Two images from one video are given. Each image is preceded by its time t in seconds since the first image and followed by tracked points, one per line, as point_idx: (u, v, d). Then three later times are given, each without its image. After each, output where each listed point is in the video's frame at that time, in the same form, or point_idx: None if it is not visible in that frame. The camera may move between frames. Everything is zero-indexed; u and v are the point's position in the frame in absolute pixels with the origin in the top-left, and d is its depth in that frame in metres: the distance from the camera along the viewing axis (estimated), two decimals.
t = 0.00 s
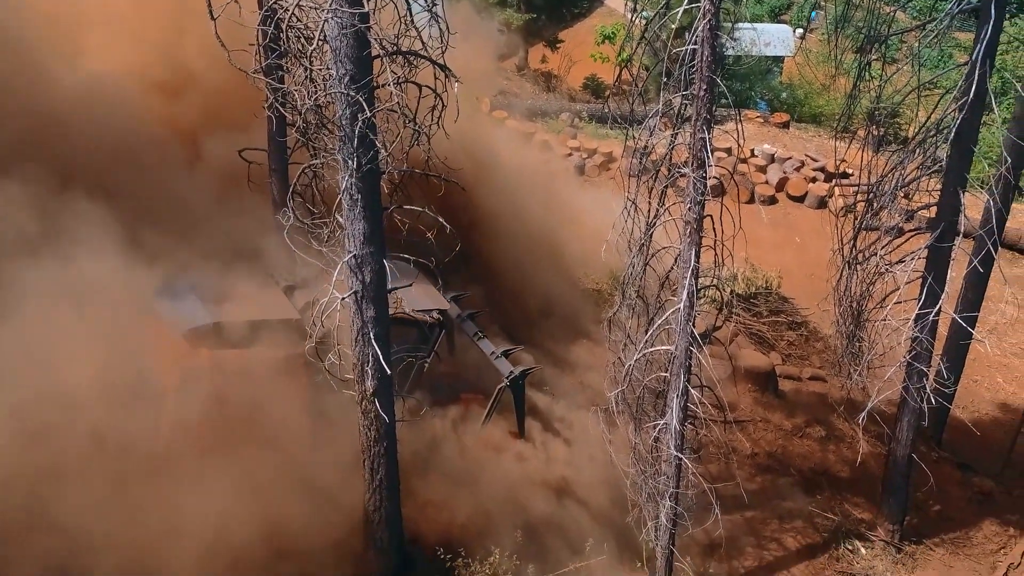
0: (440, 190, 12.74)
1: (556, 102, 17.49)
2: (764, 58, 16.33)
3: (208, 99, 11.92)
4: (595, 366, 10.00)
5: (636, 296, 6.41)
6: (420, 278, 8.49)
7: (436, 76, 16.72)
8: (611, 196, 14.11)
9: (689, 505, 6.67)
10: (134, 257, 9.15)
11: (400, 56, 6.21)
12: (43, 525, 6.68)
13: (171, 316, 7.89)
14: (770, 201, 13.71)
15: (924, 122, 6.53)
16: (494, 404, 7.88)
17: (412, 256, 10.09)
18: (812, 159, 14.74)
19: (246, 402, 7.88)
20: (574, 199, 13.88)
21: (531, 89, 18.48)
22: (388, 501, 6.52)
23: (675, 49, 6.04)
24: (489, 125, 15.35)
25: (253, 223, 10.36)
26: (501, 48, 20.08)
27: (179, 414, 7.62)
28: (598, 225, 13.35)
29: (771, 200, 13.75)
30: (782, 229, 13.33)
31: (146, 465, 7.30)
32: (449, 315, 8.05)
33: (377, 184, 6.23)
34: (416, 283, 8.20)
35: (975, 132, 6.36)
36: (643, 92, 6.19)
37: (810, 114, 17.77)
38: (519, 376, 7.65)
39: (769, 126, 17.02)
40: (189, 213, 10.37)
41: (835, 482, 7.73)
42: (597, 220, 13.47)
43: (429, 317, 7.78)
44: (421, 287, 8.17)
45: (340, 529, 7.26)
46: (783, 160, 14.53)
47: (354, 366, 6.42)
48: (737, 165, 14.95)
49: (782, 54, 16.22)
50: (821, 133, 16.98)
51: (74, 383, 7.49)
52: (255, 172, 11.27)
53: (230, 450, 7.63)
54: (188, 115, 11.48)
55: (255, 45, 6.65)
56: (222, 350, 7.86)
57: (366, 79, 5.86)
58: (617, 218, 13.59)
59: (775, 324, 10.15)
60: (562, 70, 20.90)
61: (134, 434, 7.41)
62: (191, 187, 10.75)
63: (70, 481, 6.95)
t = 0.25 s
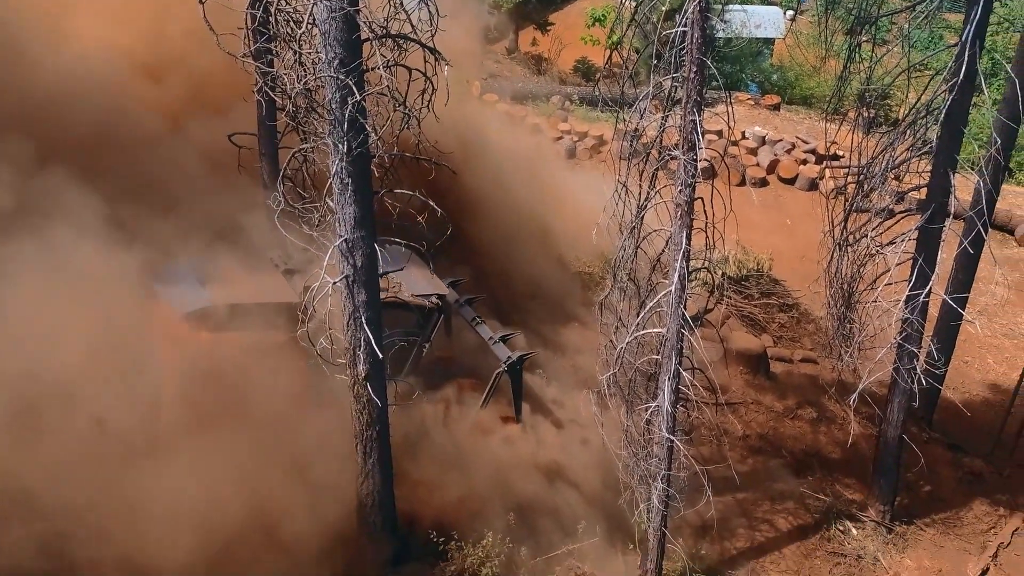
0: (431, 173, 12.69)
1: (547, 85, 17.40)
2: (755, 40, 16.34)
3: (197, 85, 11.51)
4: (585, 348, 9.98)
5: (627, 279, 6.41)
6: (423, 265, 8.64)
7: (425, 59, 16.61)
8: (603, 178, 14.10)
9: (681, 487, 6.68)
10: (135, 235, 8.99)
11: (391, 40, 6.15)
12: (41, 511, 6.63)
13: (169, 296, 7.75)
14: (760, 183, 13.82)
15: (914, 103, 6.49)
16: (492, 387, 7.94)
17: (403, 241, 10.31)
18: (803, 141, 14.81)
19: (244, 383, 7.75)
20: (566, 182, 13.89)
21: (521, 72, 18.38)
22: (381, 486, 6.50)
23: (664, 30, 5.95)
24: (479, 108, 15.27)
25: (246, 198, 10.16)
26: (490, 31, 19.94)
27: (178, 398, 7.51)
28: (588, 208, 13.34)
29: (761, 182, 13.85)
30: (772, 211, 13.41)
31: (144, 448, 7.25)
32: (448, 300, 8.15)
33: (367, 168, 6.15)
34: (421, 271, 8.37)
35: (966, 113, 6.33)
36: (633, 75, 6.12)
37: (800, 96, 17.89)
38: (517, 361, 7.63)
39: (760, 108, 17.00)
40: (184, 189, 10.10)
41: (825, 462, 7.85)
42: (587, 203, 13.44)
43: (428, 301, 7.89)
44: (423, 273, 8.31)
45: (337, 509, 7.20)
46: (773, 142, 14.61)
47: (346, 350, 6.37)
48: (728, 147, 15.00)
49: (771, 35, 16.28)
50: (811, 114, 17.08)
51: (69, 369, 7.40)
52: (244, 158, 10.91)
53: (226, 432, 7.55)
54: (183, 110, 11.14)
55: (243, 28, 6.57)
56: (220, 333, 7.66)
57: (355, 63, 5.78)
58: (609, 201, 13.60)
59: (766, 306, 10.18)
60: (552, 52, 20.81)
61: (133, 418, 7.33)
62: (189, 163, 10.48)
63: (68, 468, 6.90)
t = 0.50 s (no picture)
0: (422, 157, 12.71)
1: (538, 68, 17.42)
2: (747, 22, 16.45)
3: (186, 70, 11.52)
4: (577, 330, 10.01)
5: (619, 262, 6.40)
6: (417, 248, 8.55)
7: (417, 43, 16.59)
8: (594, 161, 14.15)
9: (673, 468, 6.68)
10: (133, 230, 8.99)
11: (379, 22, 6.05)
12: (36, 489, 6.50)
13: (171, 281, 7.90)
14: (751, 165, 14.00)
15: (905, 85, 6.46)
16: (490, 373, 7.90)
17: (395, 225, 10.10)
18: (793, 124, 14.95)
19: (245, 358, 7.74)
20: (559, 165, 13.96)
21: (513, 56, 18.38)
22: (374, 470, 6.46)
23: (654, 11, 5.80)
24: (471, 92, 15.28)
25: (239, 182, 10.13)
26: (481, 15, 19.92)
27: (180, 378, 7.49)
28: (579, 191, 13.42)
29: (752, 164, 13.99)
30: (764, 194, 13.52)
31: (145, 424, 7.19)
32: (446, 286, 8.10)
33: (358, 151, 5.98)
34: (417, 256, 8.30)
35: (956, 95, 6.28)
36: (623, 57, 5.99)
37: (791, 79, 18.11)
38: (514, 347, 7.59)
39: (751, 91, 17.33)
40: (177, 172, 10.04)
41: (817, 443, 7.96)
42: (579, 185, 13.46)
43: (426, 286, 7.84)
44: (419, 258, 8.24)
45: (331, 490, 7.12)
46: (764, 124, 14.75)
47: (338, 335, 6.26)
48: (719, 129, 15.12)
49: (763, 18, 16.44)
50: (802, 96, 17.33)
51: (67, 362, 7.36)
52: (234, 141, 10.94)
53: (229, 407, 7.50)
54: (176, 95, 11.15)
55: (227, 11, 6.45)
56: (218, 315, 7.74)
57: (346, 45, 5.59)
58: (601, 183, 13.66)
59: (758, 288, 10.25)
60: (544, 36, 20.85)
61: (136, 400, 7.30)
62: (183, 145, 10.35)
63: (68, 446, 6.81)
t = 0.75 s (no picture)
0: (415, 145, 12.72)
1: (530, 55, 17.42)
2: (738, 9, 16.48)
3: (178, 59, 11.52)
4: (570, 317, 10.02)
5: (611, 250, 6.36)
6: (415, 236, 8.60)
7: (408, 31, 16.56)
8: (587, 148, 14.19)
9: (666, 455, 6.66)
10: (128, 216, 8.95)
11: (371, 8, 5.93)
12: (33, 475, 6.49)
13: (170, 265, 7.71)
14: (744, 152, 14.07)
15: (896, 71, 6.44)
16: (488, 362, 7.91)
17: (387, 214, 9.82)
18: (784, 111, 15.03)
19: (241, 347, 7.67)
20: (552, 152, 14.00)
21: (504, 43, 18.38)
22: (367, 459, 6.43)
23: None
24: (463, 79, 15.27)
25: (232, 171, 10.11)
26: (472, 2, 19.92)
27: (177, 367, 7.42)
28: (571, 178, 13.47)
29: (744, 151, 14.06)
30: (756, 180, 13.60)
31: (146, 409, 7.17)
32: (445, 275, 8.16)
33: (350, 139, 5.84)
34: (415, 244, 8.35)
35: (946, 80, 6.27)
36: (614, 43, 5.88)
37: (783, 66, 18.21)
38: (513, 337, 7.58)
39: (743, 77, 17.43)
40: (171, 161, 10.02)
41: (809, 429, 8.01)
42: (572, 173, 13.51)
43: (425, 275, 7.89)
44: (418, 246, 8.30)
45: (326, 477, 7.09)
46: (756, 111, 14.82)
47: (331, 323, 6.17)
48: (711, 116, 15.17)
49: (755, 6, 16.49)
50: (794, 83, 17.46)
51: (64, 348, 7.31)
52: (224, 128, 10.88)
53: (225, 397, 7.46)
54: (167, 86, 11.14)
55: None
56: (218, 302, 7.61)
57: (338, 33, 5.45)
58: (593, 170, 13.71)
59: (750, 275, 10.31)
60: (535, 22, 20.85)
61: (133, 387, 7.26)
62: (179, 140, 10.46)
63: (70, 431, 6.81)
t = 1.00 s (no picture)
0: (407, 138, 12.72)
1: (522, 48, 17.39)
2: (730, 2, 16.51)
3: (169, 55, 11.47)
4: (563, 310, 10.02)
5: (604, 243, 6.32)
6: (415, 230, 8.56)
7: (399, 24, 16.50)
8: (579, 141, 14.22)
9: (660, 448, 6.62)
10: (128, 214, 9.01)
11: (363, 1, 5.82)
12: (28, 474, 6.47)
13: (171, 257, 7.75)
14: (735, 145, 14.11)
15: (887, 64, 6.43)
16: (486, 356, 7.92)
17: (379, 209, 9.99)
18: (776, 103, 15.08)
19: (241, 337, 7.72)
20: (545, 147, 14.01)
21: (495, 36, 18.36)
22: (360, 454, 6.39)
23: None
24: (455, 72, 15.23)
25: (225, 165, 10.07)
26: None
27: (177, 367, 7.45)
28: (564, 172, 13.49)
29: (736, 144, 14.11)
30: (748, 173, 13.67)
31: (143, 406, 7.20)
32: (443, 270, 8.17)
33: (343, 132, 5.71)
34: (415, 237, 8.32)
35: (937, 73, 6.28)
36: (607, 37, 5.80)
37: (773, 58, 18.30)
38: (512, 331, 7.59)
39: (734, 69, 17.46)
40: (167, 154, 9.93)
41: (802, 422, 8.03)
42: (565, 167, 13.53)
43: (424, 268, 7.86)
44: (417, 240, 8.26)
45: (320, 471, 7.06)
46: (747, 103, 14.88)
47: (324, 317, 6.08)
48: (703, 109, 15.20)
49: None
50: (785, 75, 17.53)
51: (64, 352, 7.38)
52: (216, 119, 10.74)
53: (224, 389, 7.47)
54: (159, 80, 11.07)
55: None
56: (219, 294, 7.64)
57: (330, 25, 5.32)
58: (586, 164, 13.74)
59: (742, 268, 10.34)
60: (528, 14, 20.79)
61: (132, 385, 7.32)
62: (173, 129, 10.30)
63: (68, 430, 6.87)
